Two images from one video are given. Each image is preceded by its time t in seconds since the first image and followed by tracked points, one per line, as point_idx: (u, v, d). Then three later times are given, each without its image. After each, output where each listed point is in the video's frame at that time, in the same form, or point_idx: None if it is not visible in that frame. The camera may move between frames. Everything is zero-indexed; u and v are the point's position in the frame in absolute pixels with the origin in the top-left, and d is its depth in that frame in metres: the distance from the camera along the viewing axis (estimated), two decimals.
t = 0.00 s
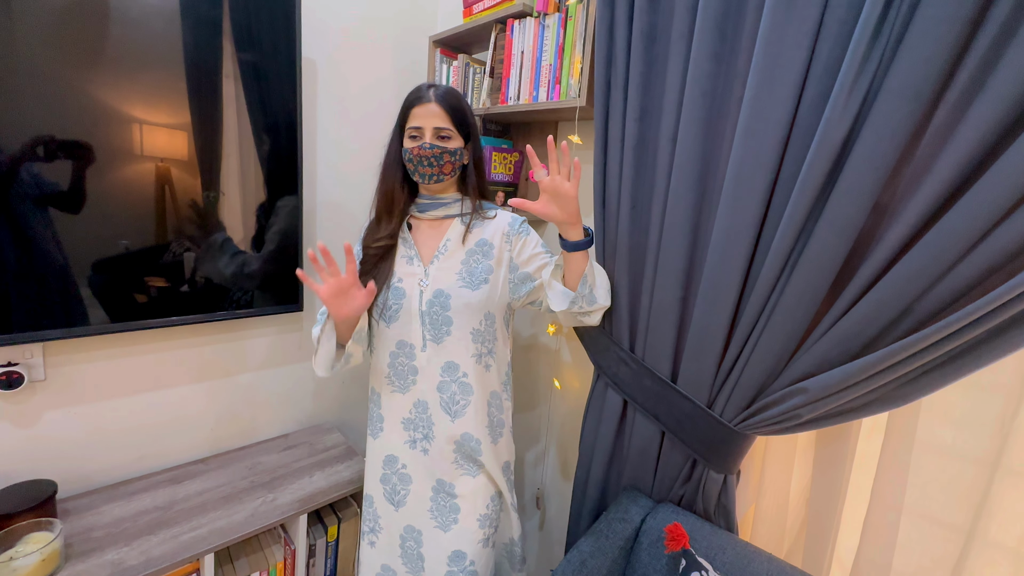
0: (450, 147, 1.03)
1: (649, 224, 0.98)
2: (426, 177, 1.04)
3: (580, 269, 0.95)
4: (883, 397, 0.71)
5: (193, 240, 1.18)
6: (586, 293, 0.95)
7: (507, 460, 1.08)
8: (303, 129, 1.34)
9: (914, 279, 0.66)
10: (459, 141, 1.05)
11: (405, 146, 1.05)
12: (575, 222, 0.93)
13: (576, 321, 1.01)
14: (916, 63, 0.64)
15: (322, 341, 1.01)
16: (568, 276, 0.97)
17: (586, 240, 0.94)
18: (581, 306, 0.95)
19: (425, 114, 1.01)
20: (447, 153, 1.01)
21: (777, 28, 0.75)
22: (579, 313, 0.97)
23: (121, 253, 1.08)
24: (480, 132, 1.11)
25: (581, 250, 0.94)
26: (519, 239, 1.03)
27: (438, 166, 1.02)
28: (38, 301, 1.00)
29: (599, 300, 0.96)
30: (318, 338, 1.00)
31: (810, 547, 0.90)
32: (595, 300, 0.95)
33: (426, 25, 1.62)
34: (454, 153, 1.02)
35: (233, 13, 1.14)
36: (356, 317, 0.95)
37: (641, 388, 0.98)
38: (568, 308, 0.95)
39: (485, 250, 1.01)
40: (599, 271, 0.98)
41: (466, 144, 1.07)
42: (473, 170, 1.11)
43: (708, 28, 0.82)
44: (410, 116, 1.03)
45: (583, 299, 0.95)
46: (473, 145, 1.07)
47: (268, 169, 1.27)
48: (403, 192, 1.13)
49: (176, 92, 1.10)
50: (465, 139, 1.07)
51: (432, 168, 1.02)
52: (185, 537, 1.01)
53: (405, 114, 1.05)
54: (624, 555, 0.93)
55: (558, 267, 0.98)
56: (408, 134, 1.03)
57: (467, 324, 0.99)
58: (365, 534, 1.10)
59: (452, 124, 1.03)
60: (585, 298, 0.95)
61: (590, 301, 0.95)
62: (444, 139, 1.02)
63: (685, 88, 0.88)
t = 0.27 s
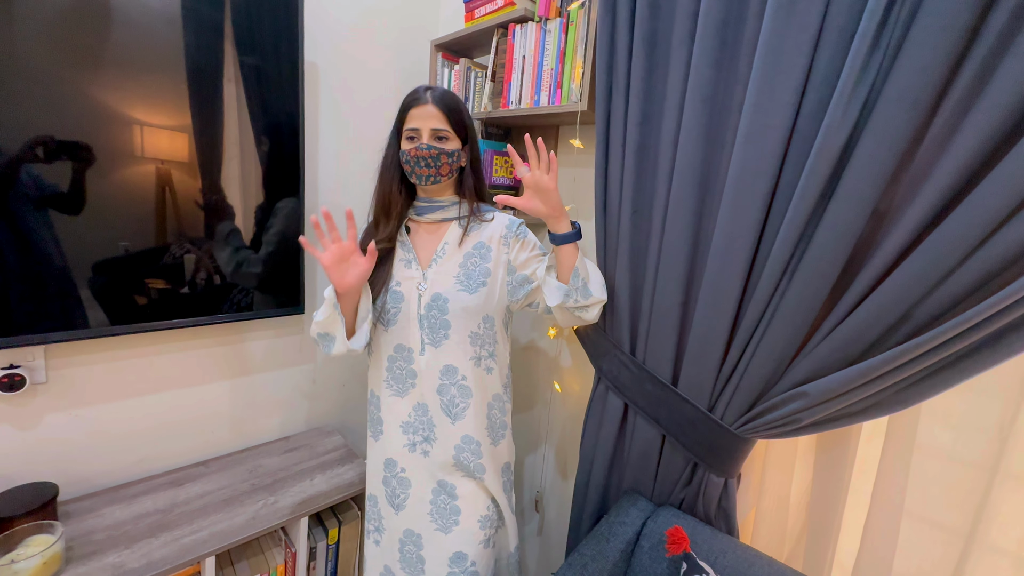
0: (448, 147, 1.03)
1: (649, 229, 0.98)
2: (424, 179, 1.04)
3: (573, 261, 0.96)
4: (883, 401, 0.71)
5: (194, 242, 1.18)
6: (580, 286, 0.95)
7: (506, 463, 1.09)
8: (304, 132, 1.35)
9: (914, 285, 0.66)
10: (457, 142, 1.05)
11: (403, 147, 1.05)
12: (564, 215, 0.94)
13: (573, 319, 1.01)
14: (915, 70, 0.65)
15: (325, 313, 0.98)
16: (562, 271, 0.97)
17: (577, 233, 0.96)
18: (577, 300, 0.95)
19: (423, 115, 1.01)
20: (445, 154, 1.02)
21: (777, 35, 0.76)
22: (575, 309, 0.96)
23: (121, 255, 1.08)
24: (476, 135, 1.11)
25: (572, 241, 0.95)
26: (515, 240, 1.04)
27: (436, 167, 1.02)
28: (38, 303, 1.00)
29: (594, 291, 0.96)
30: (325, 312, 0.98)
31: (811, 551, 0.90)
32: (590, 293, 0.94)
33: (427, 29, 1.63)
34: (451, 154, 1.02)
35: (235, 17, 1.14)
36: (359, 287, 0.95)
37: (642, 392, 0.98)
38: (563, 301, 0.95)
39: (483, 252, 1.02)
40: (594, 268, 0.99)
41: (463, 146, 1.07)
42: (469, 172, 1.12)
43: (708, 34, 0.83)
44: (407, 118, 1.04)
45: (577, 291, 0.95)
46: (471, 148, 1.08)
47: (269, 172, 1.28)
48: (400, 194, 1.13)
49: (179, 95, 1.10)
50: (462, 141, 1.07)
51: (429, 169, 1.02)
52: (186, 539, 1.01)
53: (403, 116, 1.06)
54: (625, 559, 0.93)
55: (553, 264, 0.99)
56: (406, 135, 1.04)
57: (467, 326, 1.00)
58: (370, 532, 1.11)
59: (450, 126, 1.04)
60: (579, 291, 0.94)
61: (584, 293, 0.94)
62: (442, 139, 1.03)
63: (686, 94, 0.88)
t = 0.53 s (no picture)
0: (447, 151, 1.04)
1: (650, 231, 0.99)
2: (423, 183, 1.05)
3: (575, 267, 0.97)
4: (883, 404, 0.72)
5: (193, 244, 1.18)
6: (581, 292, 0.97)
7: (506, 466, 1.09)
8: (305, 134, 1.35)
9: (915, 287, 0.67)
10: (456, 146, 1.06)
11: (402, 152, 1.05)
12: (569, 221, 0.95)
13: (573, 321, 1.03)
14: (915, 74, 0.65)
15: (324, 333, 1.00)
16: (563, 276, 0.99)
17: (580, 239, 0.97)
18: (578, 305, 0.97)
19: (422, 120, 1.01)
20: (444, 158, 1.02)
21: (777, 39, 0.76)
22: (575, 313, 0.98)
23: (121, 256, 1.08)
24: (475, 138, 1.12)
25: (576, 248, 0.96)
26: (514, 244, 1.04)
27: (436, 172, 1.02)
28: (37, 304, 1.00)
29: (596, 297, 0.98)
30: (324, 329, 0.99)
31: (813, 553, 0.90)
32: (591, 299, 0.96)
33: (428, 31, 1.63)
34: (451, 158, 1.03)
35: (236, 20, 1.15)
36: (360, 302, 0.95)
37: (643, 394, 0.98)
38: (565, 306, 0.96)
39: (483, 256, 1.02)
40: (595, 272, 1.00)
41: (461, 149, 1.08)
42: (468, 176, 1.12)
43: (709, 38, 0.84)
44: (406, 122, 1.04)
45: (579, 298, 0.96)
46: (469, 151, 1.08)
47: (270, 175, 1.28)
48: (399, 198, 1.13)
49: (179, 97, 1.11)
50: (461, 145, 1.08)
51: (429, 174, 1.02)
52: (187, 541, 1.01)
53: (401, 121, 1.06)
54: (625, 560, 0.94)
55: (553, 268, 1.00)
56: (406, 139, 1.04)
57: (468, 329, 1.00)
58: (360, 539, 1.09)
59: (449, 130, 1.04)
60: (581, 297, 0.96)
61: (586, 299, 0.96)
62: (441, 144, 1.03)
63: (686, 97, 0.89)
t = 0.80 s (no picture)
0: (449, 155, 1.04)
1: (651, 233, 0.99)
2: (424, 186, 1.05)
3: (566, 274, 0.98)
4: (884, 404, 0.72)
5: (192, 244, 1.18)
6: (573, 297, 0.97)
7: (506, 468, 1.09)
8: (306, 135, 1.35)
9: (917, 288, 0.67)
10: (457, 149, 1.06)
11: (403, 155, 1.05)
12: (559, 229, 0.97)
13: (568, 327, 1.03)
14: (916, 76, 0.66)
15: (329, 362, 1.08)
16: (556, 281, 0.99)
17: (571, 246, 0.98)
18: (569, 311, 0.97)
19: (423, 123, 1.02)
20: (446, 162, 1.02)
21: (778, 41, 0.76)
22: (568, 318, 0.98)
23: (118, 257, 1.08)
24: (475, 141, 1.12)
25: (566, 256, 0.97)
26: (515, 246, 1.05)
27: (437, 175, 1.03)
28: (33, 305, 1.00)
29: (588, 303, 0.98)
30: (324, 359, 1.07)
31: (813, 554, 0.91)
32: (582, 305, 0.96)
33: (429, 33, 1.64)
34: (453, 162, 1.03)
35: (237, 21, 1.15)
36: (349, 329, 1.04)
37: (644, 395, 0.98)
38: (557, 312, 0.97)
39: (484, 258, 1.02)
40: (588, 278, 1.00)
41: (462, 152, 1.08)
42: (469, 178, 1.12)
43: (710, 40, 0.84)
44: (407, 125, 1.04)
45: (571, 304, 0.97)
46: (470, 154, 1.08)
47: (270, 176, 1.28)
48: (400, 201, 1.13)
49: (179, 98, 1.11)
50: (462, 147, 1.08)
51: (431, 177, 1.03)
52: (186, 544, 1.01)
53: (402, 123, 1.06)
54: (627, 562, 0.93)
55: (547, 272, 1.00)
56: (406, 143, 1.04)
57: (469, 331, 1.00)
58: (356, 544, 1.08)
59: (450, 133, 1.04)
60: (572, 303, 0.96)
61: (577, 305, 0.97)
62: (443, 147, 1.03)
63: (688, 99, 0.89)
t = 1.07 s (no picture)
0: (448, 155, 1.04)
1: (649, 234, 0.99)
2: (424, 187, 1.04)
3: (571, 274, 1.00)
4: (883, 405, 0.72)
5: (188, 245, 1.17)
6: (579, 297, 0.98)
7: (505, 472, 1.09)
8: (303, 136, 1.34)
9: (916, 289, 0.67)
10: (457, 150, 1.06)
11: (402, 156, 1.05)
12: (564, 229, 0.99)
13: (570, 328, 1.03)
14: (915, 77, 0.66)
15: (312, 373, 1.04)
16: (561, 280, 1.01)
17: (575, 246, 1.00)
18: (576, 310, 0.98)
19: (423, 123, 1.01)
20: (445, 162, 1.02)
21: (777, 43, 0.77)
22: (573, 318, 0.99)
23: (114, 258, 1.07)
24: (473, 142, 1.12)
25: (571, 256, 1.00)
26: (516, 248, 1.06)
27: (437, 175, 1.02)
28: (28, 307, 0.99)
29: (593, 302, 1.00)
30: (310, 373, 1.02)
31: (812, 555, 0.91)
32: (588, 304, 0.98)
33: (427, 33, 1.63)
34: (452, 162, 1.03)
35: (234, 21, 1.14)
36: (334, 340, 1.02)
37: (643, 396, 0.98)
38: (564, 311, 0.97)
39: (485, 259, 1.02)
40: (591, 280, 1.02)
41: (462, 153, 1.08)
42: (468, 179, 1.11)
43: (709, 41, 0.84)
44: (407, 125, 1.04)
45: (577, 303, 0.98)
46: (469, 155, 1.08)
47: (267, 177, 1.28)
48: (399, 204, 1.11)
49: (176, 98, 1.10)
50: (461, 148, 1.08)
51: (430, 177, 1.02)
52: (182, 546, 1.00)
53: (400, 123, 1.05)
54: (626, 564, 0.93)
55: (550, 273, 1.02)
56: (405, 143, 1.03)
57: (470, 333, 1.00)
58: (353, 553, 1.07)
59: (450, 133, 1.04)
60: (579, 302, 0.98)
61: (583, 305, 0.98)
62: (442, 147, 1.03)
63: (687, 100, 0.89)
